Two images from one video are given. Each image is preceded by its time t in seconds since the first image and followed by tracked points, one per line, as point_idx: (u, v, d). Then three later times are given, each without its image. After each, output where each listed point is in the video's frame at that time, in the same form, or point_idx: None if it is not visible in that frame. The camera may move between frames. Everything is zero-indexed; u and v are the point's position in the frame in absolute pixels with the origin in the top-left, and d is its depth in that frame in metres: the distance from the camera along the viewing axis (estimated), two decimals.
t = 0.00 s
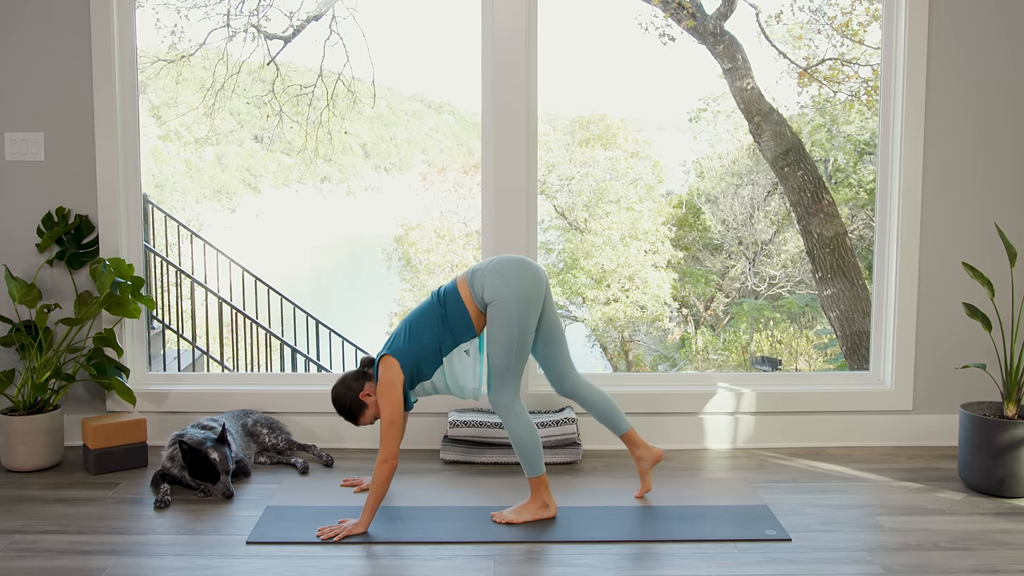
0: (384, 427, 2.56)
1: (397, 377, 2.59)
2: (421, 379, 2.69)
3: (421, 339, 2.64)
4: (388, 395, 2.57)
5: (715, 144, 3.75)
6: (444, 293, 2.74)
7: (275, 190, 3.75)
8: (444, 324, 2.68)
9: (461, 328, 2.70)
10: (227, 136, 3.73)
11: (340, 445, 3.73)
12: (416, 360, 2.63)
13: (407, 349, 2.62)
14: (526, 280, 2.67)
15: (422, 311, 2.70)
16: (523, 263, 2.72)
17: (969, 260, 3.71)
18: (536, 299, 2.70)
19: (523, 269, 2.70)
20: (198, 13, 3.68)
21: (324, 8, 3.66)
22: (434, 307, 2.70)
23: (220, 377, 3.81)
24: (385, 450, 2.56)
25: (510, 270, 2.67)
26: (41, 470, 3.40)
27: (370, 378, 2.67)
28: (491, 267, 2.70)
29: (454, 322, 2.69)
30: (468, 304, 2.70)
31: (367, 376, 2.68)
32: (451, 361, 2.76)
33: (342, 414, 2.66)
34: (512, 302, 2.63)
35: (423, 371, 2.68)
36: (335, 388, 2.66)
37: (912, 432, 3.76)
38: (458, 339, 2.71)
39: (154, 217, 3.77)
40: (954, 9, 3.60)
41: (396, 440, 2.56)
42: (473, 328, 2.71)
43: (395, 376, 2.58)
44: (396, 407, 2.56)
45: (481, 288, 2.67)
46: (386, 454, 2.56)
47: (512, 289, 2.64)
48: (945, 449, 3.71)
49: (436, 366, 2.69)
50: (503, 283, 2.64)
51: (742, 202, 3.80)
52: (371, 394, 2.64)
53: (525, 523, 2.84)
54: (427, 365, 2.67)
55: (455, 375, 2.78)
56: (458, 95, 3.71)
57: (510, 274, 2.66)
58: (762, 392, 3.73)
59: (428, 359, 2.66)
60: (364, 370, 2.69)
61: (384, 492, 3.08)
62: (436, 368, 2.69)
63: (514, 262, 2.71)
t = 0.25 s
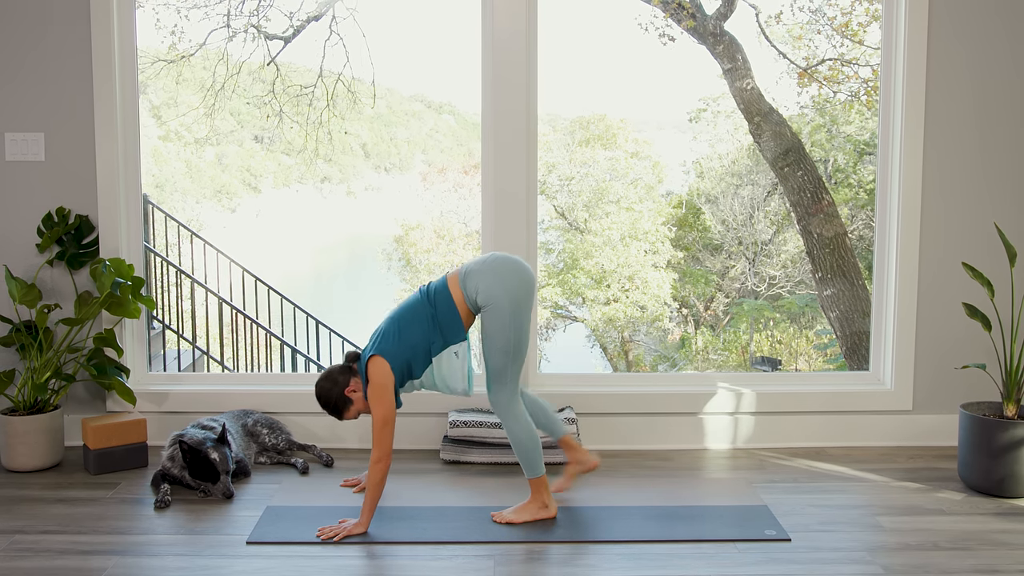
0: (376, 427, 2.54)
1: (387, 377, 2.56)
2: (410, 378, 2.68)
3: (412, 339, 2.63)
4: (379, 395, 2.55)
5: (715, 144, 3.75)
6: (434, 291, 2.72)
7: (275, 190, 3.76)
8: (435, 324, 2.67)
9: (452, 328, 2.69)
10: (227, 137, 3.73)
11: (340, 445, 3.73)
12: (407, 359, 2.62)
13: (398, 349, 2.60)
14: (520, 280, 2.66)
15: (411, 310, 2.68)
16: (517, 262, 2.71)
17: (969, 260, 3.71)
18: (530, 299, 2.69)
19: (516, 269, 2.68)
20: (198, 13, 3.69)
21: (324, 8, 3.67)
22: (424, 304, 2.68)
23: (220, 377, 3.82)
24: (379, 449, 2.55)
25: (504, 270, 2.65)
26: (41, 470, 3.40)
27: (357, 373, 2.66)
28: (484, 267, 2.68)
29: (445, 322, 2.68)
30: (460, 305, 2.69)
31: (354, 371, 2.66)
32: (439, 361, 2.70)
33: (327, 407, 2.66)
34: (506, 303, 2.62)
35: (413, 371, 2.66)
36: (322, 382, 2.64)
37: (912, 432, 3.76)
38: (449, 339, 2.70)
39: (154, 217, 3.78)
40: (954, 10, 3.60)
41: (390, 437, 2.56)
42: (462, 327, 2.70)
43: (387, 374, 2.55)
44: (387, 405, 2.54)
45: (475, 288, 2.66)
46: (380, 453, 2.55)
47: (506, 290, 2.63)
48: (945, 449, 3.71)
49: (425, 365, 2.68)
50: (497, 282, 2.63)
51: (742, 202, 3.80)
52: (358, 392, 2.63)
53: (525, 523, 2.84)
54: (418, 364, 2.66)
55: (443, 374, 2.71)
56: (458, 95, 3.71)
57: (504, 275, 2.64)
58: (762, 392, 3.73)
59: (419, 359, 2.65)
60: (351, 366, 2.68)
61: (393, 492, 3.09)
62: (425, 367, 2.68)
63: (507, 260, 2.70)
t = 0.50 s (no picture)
0: (371, 424, 2.55)
1: (380, 374, 2.57)
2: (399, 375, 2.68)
3: (405, 338, 2.62)
4: (374, 391, 2.55)
5: (715, 144, 3.76)
6: (427, 287, 2.69)
7: (275, 191, 3.76)
8: (429, 323, 2.66)
9: (444, 327, 2.68)
10: (227, 137, 3.74)
11: (340, 445, 3.74)
12: (399, 358, 2.62)
13: (391, 347, 2.60)
14: (515, 286, 2.67)
15: (405, 306, 2.65)
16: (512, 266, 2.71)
17: (968, 260, 3.71)
18: (523, 304, 2.71)
19: (510, 273, 2.68)
20: (199, 13, 3.69)
21: (324, 8, 3.67)
22: (418, 302, 2.66)
23: (220, 377, 3.82)
24: (374, 446, 2.55)
25: (501, 275, 2.65)
26: (41, 470, 3.40)
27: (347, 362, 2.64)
28: (481, 270, 2.67)
29: (438, 321, 2.67)
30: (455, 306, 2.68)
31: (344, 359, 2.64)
32: (429, 359, 2.85)
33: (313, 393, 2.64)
34: (503, 309, 2.63)
35: (402, 368, 2.67)
36: (312, 370, 2.62)
37: (911, 432, 3.76)
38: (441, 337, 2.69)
39: (154, 217, 3.78)
40: (953, 10, 3.60)
41: (384, 435, 2.56)
42: (454, 327, 2.70)
43: (379, 371, 2.56)
44: (381, 403, 2.55)
45: (471, 290, 2.65)
46: (375, 450, 2.54)
47: (503, 296, 2.64)
48: (945, 449, 3.72)
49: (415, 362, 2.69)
50: (494, 287, 2.63)
51: (741, 202, 3.80)
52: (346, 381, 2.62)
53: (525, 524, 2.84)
54: (409, 362, 2.67)
55: (432, 372, 2.87)
56: (458, 95, 3.71)
57: (500, 280, 2.64)
58: (762, 392, 3.73)
59: (409, 356, 2.66)
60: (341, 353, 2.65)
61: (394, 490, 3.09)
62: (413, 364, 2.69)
63: (503, 265, 2.70)
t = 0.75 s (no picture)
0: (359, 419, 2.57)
1: (364, 370, 2.59)
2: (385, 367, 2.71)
3: (389, 331, 2.65)
4: (360, 386, 2.57)
5: (715, 144, 3.76)
6: (410, 280, 2.71)
7: (275, 191, 3.76)
8: (413, 316, 2.68)
9: (428, 319, 2.69)
10: (227, 137, 3.74)
11: (340, 445, 3.74)
12: (383, 351, 2.65)
13: (375, 341, 2.62)
14: (497, 277, 2.67)
15: (388, 300, 2.67)
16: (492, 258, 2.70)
17: (968, 260, 3.71)
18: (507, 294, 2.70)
19: (491, 265, 2.68)
20: (199, 14, 3.69)
21: (324, 9, 3.67)
22: (401, 296, 2.68)
23: (221, 377, 3.82)
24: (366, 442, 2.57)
25: (481, 267, 2.65)
26: (42, 470, 3.40)
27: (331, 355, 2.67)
28: (461, 261, 2.67)
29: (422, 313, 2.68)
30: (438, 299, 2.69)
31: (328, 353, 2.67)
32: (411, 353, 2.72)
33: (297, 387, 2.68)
34: (486, 300, 2.63)
35: (388, 360, 2.69)
36: (296, 365, 2.65)
37: (911, 432, 3.76)
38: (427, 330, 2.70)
39: (154, 217, 3.78)
40: (953, 10, 3.61)
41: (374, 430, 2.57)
42: (438, 320, 2.71)
43: (364, 365, 2.59)
44: (369, 398, 2.56)
45: (452, 283, 2.66)
46: (367, 445, 2.57)
47: (485, 287, 2.64)
48: (945, 449, 3.72)
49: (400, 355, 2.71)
50: (475, 280, 2.63)
51: (741, 203, 3.80)
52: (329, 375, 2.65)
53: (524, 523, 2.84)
54: (395, 354, 2.69)
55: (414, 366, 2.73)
56: (458, 95, 3.72)
57: (481, 272, 2.64)
58: (762, 392, 3.73)
59: (394, 350, 2.68)
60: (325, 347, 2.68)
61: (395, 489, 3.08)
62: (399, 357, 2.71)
63: (484, 257, 2.69)
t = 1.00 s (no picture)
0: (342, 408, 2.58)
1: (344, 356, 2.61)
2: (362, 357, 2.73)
3: (368, 319, 2.67)
4: (341, 375, 2.59)
5: (715, 144, 3.76)
6: (390, 271, 2.75)
7: (275, 191, 3.76)
8: (391, 306, 2.71)
9: (406, 310, 2.73)
10: (228, 137, 3.74)
11: (340, 445, 3.74)
12: (361, 339, 2.67)
13: (354, 329, 2.64)
14: (477, 271, 2.71)
15: (367, 289, 2.71)
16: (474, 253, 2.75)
17: (968, 261, 3.72)
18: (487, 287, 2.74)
19: (472, 259, 2.73)
20: (199, 14, 3.69)
21: (324, 9, 3.67)
22: (380, 286, 2.71)
23: (221, 378, 3.82)
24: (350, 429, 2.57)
25: (461, 260, 2.70)
26: (42, 470, 3.41)
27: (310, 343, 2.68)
28: (441, 255, 2.72)
29: (400, 303, 2.72)
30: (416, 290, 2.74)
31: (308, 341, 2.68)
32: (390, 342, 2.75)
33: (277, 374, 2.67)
34: (466, 292, 2.67)
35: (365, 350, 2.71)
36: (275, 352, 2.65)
37: (911, 432, 3.77)
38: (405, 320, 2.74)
39: (154, 217, 3.78)
40: (953, 11, 3.61)
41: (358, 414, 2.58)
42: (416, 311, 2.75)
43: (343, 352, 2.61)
44: (350, 387, 2.58)
45: (433, 275, 2.70)
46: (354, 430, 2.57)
47: (464, 279, 2.68)
48: (945, 449, 3.72)
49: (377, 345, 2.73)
50: (455, 272, 2.68)
51: (741, 203, 3.80)
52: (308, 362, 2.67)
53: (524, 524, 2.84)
54: (372, 344, 2.71)
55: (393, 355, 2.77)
56: (458, 95, 3.72)
57: (461, 265, 2.69)
58: (762, 392, 3.73)
59: (373, 339, 2.70)
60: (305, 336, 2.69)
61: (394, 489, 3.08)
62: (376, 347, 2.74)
63: (466, 251, 2.74)
